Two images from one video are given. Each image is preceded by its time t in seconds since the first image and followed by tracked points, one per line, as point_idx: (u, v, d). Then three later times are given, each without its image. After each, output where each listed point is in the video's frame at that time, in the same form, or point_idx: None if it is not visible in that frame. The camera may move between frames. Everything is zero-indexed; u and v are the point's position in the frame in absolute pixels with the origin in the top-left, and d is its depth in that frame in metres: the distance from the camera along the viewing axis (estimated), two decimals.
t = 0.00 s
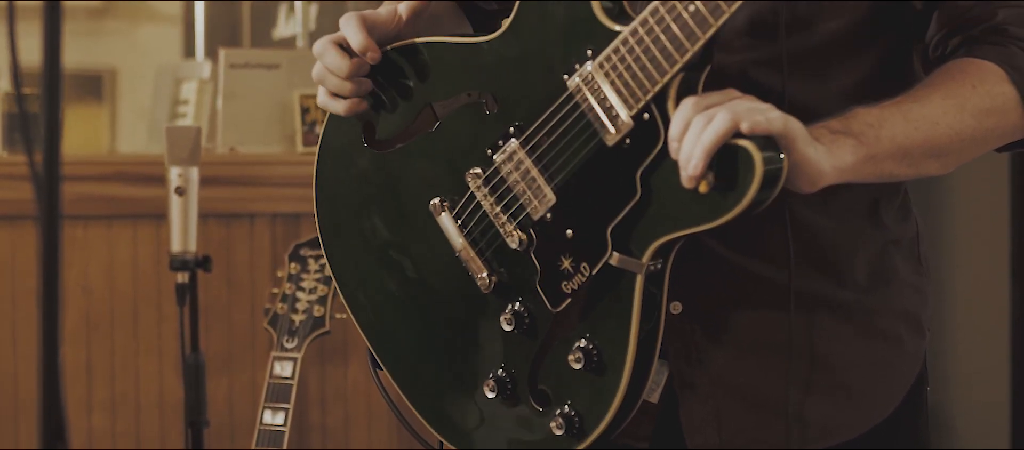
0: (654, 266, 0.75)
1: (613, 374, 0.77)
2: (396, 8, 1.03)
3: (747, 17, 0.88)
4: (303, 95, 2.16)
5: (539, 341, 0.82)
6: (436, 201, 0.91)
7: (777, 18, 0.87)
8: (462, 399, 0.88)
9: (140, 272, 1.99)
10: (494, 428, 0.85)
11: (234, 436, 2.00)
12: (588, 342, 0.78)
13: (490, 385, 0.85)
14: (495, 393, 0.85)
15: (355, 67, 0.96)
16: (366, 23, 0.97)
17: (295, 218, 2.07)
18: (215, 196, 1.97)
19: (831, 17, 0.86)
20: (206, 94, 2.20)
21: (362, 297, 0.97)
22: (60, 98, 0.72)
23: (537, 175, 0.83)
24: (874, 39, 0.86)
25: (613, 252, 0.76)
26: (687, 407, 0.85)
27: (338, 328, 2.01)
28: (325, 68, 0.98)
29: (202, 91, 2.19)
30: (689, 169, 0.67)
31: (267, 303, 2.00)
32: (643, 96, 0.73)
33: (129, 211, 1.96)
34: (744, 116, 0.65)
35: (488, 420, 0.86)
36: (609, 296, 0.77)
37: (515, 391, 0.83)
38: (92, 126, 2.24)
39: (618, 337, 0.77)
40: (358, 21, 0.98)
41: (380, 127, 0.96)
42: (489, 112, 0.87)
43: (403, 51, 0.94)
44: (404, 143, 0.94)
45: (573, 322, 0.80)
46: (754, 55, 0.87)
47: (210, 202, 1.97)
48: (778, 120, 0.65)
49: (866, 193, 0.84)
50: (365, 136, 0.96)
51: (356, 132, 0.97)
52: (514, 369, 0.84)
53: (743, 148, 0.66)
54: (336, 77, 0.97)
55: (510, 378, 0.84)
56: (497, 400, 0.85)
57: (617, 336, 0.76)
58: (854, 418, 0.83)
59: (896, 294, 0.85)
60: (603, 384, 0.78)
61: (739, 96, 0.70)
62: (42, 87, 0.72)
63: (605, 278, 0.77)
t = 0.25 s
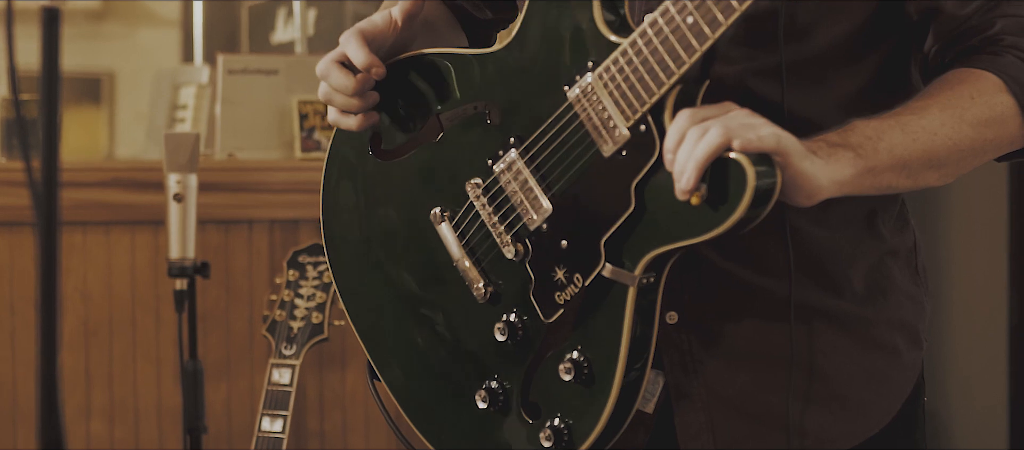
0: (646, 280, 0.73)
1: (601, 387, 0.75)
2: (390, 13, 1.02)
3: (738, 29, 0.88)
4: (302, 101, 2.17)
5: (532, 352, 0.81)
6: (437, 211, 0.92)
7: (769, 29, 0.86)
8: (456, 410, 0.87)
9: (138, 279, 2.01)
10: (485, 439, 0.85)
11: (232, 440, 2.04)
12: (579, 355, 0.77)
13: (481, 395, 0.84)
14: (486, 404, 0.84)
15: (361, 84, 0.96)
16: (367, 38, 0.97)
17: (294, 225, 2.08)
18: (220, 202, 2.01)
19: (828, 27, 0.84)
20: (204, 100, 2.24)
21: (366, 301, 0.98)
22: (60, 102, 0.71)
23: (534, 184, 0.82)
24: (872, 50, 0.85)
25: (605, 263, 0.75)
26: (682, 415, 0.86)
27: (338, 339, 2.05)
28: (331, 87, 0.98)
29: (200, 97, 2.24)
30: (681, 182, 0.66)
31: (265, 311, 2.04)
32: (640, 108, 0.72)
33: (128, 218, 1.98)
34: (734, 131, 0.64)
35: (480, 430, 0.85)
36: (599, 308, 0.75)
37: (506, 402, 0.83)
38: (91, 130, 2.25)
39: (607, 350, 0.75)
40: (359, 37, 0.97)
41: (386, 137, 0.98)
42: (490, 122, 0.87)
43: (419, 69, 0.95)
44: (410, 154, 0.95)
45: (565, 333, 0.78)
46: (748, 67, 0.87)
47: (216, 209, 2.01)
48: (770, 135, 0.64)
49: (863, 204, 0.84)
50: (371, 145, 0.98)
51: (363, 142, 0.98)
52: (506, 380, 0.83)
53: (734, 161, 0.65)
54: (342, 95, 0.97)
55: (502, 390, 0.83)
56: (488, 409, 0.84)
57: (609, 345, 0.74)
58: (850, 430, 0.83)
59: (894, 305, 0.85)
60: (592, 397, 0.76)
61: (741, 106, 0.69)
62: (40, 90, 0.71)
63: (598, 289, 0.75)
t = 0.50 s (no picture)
0: (637, 294, 0.73)
1: (590, 400, 0.75)
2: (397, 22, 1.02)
3: (736, 39, 0.84)
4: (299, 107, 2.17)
5: (523, 364, 0.81)
6: (436, 223, 0.93)
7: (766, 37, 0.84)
8: (451, 422, 0.88)
9: (136, 286, 2.02)
10: None
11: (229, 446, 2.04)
12: (570, 368, 0.76)
13: (473, 407, 0.85)
14: (478, 415, 0.84)
15: (367, 99, 0.98)
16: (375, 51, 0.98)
17: (291, 231, 2.09)
18: (217, 207, 2.02)
19: (826, 37, 0.83)
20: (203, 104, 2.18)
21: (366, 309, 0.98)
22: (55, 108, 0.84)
23: (531, 196, 0.83)
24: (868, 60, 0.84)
25: (597, 275, 0.75)
26: (677, 426, 0.85)
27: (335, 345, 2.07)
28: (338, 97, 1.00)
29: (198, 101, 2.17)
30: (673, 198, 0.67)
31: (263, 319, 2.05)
32: (635, 120, 0.72)
33: (125, 224, 1.99)
34: (724, 148, 0.65)
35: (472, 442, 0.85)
36: (589, 321, 0.75)
37: (498, 416, 0.83)
38: (89, 134, 2.25)
39: (596, 363, 0.75)
40: (367, 50, 0.98)
41: (390, 149, 0.98)
42: (490, 134, 0.88)
43: (443, 86, 0.94)
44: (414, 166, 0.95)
45: (556, 346, 0.78)
46: (743, 75, 0.84)
47: (213, 215, 2.02)
48: (759, 152, 0.65)
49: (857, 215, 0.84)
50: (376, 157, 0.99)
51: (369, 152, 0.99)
52: (499, 394, 0.83)
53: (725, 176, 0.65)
54: (349, 107, 0.99)
55: (494, 404, 0.83)
56: (480, 421, 0.84)
57: (599, 360, 0.74)
58: (845, 438, 0.84)
59: (889, 315, 0.85)
60: (581, 410, 0.75)
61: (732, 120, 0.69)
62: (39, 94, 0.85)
63: (589, 301, 0.75)
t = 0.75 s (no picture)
0: (627, 308, 0.73)
1: (578, 411, 0.75)
2: (408, 30, 0.98)
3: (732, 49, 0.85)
4: (296, 113, 2.17)
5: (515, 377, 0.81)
6: (434, 236, 0.93)
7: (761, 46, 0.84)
8: (443, 434, 0.87)
9: (133, 292, 2.02)
10: None
11: None
12: (559, 381, 0.77)
13: (463, 419, 0.85)
14: (469, 427, 0.85)
15: (384, 111, 0.96)
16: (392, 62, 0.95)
17: (289, 236, 2.10)
18: (214, 213, 2.03)
19: (820, 46, 0.83)
20: (200, 109, 2.20)
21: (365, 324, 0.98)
22: (54, 113, 0.89)
23: (525, 208, 0.83)
24: (864, 71, 0.84)
25: (586, 287, 0.75)
26: (670, 434, 0.86)
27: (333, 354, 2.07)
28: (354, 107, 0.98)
29: (196, 106, 2.21)
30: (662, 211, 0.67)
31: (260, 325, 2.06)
32: (627, 132, 0.72)
33: (122, 231, 2.00)
34: (714, 161, 0.65)
35: None
36: (579, 332, 0.76)
37: (488, 428, 0.83)
38: (87, 138, 2.26)
39: (585, 375, 0.75)
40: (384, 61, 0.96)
41: (393, 163, 0.98)
42: (490, 147, 0.88)
43: (477, 103, 0.90)
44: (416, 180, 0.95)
45: (548, 358, 0.78)
46: (737, 84, 0.85)
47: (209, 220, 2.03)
48: (749, 166, 0.65)
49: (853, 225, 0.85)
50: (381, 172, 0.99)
51: (373, 166, 1.00)
52: (490, 407, 0.83)
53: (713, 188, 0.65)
54: (366, 118, 0.98)
55: (485, 416, 0.83)
56: (470, 433, 0.84)
57: (588, 374, 0.75)
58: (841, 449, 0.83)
59: (885, 325, 0.85)
60: (568, 421, 0.76)
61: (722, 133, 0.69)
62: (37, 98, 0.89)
63: (579, 313, 0.76)
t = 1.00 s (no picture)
0: (616, 320, 0.73)
1: (565, 420, 0.75)
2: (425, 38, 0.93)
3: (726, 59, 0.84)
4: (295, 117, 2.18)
5: (506, 389, 0.82)
6: (434, 249, 0.93)
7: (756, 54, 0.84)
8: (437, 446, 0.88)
9: (132, 297, 2.03)
10: None
11: None
12: (549, 392, 0.77)
13: (456, 431, 0.85)
14: (461, 439, 0.85)
15: (412, 122, 0.92)
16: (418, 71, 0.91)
17: (287, 241, 2.10)
18: (211, 220, 2.03)
19: (814, 56, 0.83)
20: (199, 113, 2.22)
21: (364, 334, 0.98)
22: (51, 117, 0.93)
23: (520, 220, 0.83)
24: (860, 81, 0.84)
25: (575, 299, 0.75)
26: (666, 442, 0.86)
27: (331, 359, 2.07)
28: (379, 119, 0.93)
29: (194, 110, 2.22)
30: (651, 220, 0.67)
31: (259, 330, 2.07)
32: (619, 145, 0.72)
33: (121, 236, 2.00)
34: (702, 171, 0.65)
35: None
36: (568, 342, 0.76)
37: (479, 439, 0.84)
38: (86, 141, 2.26)
39: (574, 386, 0.75)
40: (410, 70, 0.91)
41: (403, 179, 0.97)
42: (491, 161, 0.88)
43: (510, 118, 0.86)
44: (423, 197, 0.95)
45: (539, 370, 0.79)
46: (733, 92, 0.84)
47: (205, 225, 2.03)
48: (737, 177, 0.65)
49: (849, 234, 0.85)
50: (389, 187, 0.98)
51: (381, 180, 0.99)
52: (482, 419, 0.84)
53: (700, 199, 0.66)
54: (392, 131, 0.94)
55: (477, 428, 0.84)
56: (462, 445, 0.85)
57: (574, 387, 0.75)
58: None
59: (882, 333, 0.85)
60: (556, 431, 0.76)
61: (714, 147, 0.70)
62: (34, 108, 0.90)
63: (567, 325, 0.76)
